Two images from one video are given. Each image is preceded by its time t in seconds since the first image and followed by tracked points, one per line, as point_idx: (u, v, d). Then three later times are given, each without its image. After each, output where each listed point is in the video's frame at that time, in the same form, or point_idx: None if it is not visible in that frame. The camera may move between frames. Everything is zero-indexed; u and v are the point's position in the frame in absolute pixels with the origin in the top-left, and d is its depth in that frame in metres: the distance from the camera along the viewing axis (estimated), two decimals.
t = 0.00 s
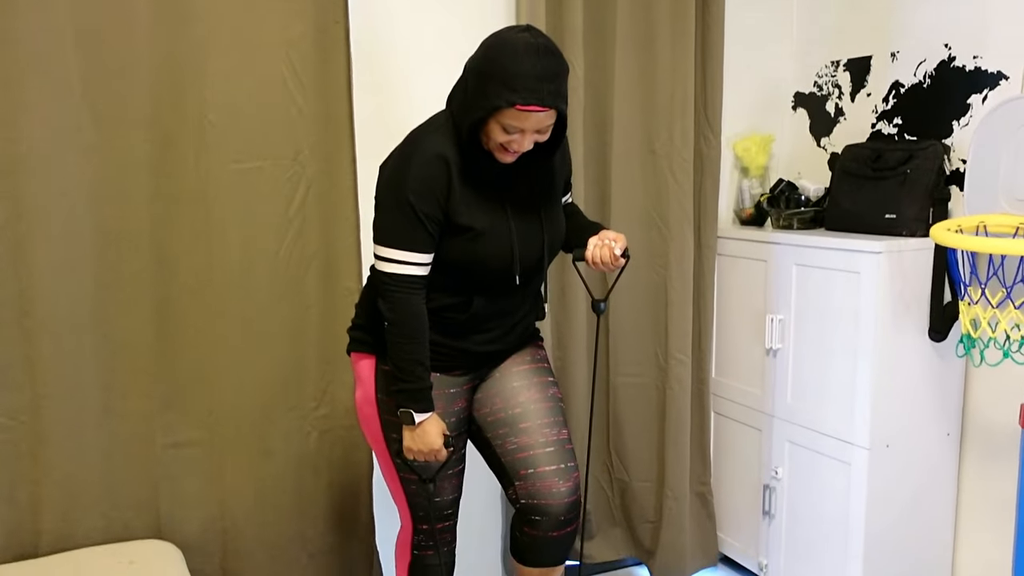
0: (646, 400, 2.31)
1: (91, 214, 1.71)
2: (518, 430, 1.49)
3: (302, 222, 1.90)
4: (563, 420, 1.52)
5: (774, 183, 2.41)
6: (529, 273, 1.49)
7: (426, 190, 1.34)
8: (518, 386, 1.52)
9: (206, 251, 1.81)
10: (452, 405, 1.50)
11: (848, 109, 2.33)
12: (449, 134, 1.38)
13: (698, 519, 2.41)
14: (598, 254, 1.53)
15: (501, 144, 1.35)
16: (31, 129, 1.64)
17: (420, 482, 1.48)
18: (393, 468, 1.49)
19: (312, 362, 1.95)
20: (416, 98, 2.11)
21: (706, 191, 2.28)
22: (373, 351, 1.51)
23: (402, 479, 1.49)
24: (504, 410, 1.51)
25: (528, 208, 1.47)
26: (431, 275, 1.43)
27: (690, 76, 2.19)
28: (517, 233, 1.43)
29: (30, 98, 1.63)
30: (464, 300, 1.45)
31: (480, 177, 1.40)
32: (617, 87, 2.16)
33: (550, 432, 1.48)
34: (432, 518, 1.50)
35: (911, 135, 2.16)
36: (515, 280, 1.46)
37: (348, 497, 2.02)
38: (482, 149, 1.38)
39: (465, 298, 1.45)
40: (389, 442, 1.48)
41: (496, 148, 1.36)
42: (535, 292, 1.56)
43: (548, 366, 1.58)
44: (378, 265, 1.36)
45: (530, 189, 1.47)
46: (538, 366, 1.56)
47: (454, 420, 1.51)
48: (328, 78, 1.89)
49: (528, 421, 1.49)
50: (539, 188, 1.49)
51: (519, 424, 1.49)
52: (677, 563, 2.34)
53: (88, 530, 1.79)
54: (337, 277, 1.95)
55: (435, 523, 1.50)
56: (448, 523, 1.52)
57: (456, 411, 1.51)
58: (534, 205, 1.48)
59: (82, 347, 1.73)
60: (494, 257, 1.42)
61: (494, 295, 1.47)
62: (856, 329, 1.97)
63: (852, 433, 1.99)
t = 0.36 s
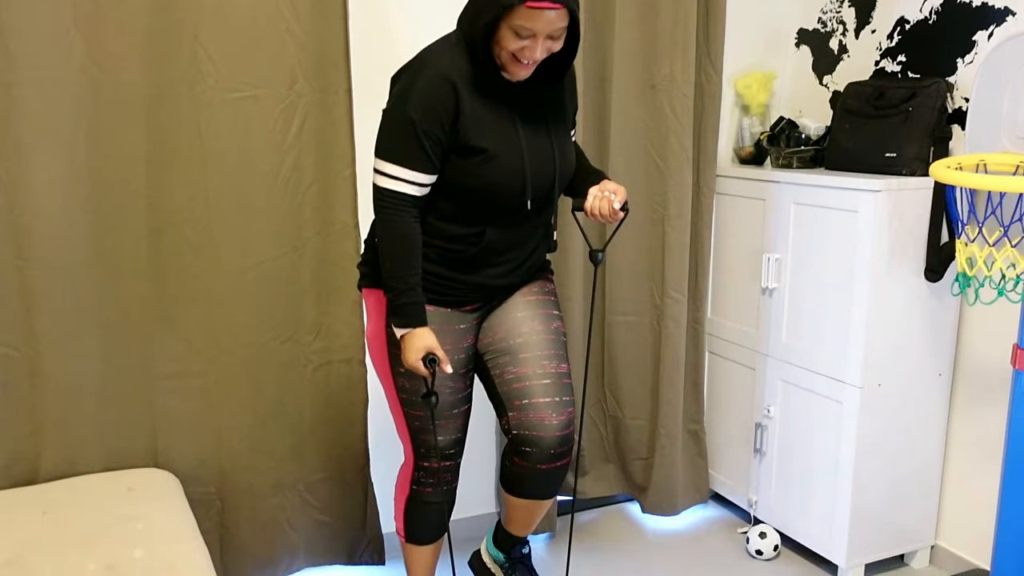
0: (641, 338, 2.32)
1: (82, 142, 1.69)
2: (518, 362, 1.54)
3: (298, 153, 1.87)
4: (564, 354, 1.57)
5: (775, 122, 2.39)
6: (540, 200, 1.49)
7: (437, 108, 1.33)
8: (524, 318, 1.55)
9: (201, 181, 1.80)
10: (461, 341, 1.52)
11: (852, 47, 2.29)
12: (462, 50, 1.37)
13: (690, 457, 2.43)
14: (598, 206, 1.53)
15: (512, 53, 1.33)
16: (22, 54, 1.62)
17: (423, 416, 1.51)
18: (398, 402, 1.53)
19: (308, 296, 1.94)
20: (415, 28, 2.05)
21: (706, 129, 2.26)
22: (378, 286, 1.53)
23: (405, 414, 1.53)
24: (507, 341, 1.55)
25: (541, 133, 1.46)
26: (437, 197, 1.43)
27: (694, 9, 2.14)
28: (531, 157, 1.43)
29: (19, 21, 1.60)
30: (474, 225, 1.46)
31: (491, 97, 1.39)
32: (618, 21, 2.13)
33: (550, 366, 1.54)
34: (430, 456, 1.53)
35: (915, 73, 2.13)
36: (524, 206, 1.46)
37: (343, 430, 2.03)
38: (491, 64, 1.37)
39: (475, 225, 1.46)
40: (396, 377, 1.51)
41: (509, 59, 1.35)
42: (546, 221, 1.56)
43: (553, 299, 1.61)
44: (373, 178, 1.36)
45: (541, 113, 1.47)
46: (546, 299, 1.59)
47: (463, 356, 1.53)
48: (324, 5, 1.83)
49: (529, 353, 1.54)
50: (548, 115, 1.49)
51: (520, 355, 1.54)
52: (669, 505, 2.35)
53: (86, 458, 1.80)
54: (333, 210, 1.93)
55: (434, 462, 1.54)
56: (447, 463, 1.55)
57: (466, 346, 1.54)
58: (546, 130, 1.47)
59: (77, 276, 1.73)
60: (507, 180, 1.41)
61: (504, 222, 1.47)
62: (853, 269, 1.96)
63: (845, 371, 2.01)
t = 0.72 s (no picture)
0: (639, 316, 2.32)
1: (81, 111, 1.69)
2: (518, 323, 1.62)
3: (297, 125, 1.86)
4: (564, 322, 1.65)
5: (776, 101, 2.38)
6: (544, 127, 1.52)
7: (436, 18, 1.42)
8: (535, 280, 1.62)
9: (200, 151, 1.79)
10: (476, 282, 1.59)
11: (855, 25, 2.28)
12: None
13: (686, 436, 2.44)
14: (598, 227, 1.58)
15: None
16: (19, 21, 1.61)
17: (436, 357, 1.59)
18: (411, 341, 1.61)
19: (306, 268, 1.94)
20: None
21: (707, 106, 2.25)
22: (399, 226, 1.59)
23: (418, 354, 1.61)
24: (513, 300, 1.62)
25: (549, 60, 1.50)
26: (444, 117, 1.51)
27: None
28: (531, 78, 1.48)
29: None
30: (479, 148, 1.51)
31: (491, 19, 1.45)
32: None
33: (546, 334, 1.63)
34: (440, 400, 1.62)
35: (917, 52, 2.12)
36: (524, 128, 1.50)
37: (340, 403, 2.04)
38: None
39: (480, 147, 1.51)
40: (411, 316, 1.59)
41: None
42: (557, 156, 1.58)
43: (570, 261, 1.66)
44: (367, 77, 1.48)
45: (549, 43, 1.51)
46: (563, 263, 1.65)
47: (478, 297, 1.60)
48: None
49: (529, 317, 1.62)
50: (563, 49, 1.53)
51: (520, 316, 1.62)
52: (663, 482, 2.36)
53: (84, 428, 1.81)
54: (332, 183, 1.92)
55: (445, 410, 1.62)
56: (456, 411, 1.63)
57: (481, 288, 1.60)
58: (552, 59, 1.51)
59: (74, 245, 1.73)
60: (504, 97, 1.46)
61: (509, 149, 1.51)
62: (851, 247, 1.96)
63: (841, 350, 2.01)
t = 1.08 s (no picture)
0: (642, 297, 2.32)
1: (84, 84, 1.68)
2: (522, 310, 1.67)
3: (300, 101, 1.86)
4: (565, 313, 1.68)
5: (783, 82, 2.36)
6: (530, 100, 1.52)
7: None
8: (544, 270, 1.65)
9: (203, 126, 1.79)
10: (489, 253, 1.61)
11: (864, 6, 2.25)
12: None
13: (687, 418, 2.44)
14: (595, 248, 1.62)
15: None
16: None
17: (444, 331, 1.60)
18: (423, 316, 1.62)
19: (309, 246, 1.94)
20: None
21: (713, 86, 2.23)
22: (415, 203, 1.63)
23: (429, 329, 1.62)
24: (521, 288, 1.67)
25: (536, 32, 1.50)
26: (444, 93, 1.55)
27: None
28: (514, 49, 1.48)
29: None
30: (470, 122, 1.53)
31: None
32: None
33: (547, 324, 1.67)
34: (451, 380, 1.62)
35: (926, 34, 2.09)
36: (506, 100, 1.50)
37: (342, 380, 2.04)
38: None
39: (471, 121, 1.53)
40: (423, 290, 1.61)
41: None
42: (551, 132, 1.56)
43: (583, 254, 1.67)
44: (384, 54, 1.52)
45: (541, 16, 1.51)
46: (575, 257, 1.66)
47: (487, 269, 1.61)
48: None
49: (534, 306, 1.66)
50: (555, 22, 1.51)
51: (523, 301, 1.67)
52: (663, 464, 2.37)
53: (86, 402, 1.82)
54: (335, 160, 1.91)
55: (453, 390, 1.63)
56: (466, 389, 1.62)
57: (491, 260, 1.61)
58: (542, 30, 1.50)
59: (77, 219, 1.73)
60: (486, 68, 1.47)
61: (499, 123, 1.52)
62: (855, 229, 1.96)
63: (843, 333, 2.01)
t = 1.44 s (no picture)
0: (650, 287, 2.31)
1: (92, 69, 1.67)
2: (537, 321, 1.68)
3: (309, 88, 1.85)
4: (579, 325, 1.67)
5: (794, 71, 2.35)
6: (524, 110, 1.53)
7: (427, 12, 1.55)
8: (554, 283, 1.66)
9: (212, 113, 1.78)
10: (499, 246, 1.61)
11: None
12: None
13: (693, 407, 2.44)
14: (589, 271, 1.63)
15: None
16: None
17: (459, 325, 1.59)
18: (440, 314, 1.62)
19: (317, 233, 1.94)
20: None
21: (724, 75, 2.22)
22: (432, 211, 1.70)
23: (448, 327, 1.62)
24: (535, 298, 1.67)
25: (531, 43, 1.52)
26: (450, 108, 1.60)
27: None
28: (506, 61, 1.51)
29: None
30: (471, 133, 1.58)
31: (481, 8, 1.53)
32: None
33: (561, 333, 1.67)
34: (473, 379, 1.58)
35: (939, 24, 2.07)
36: (500, 109, 1.53)
37: (350, 367, 2.04)
38: None
39: (473, 133, 1.57)
40: (438, 289, 1.62)
41: None
42: (549, 142, 1.56)
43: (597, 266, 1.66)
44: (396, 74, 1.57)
45: (538, 29, 1.53)
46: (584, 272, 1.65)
47: (502, 261, 1.60)
48: None
49: (547, 317, 1.67)
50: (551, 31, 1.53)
51: (537, 311, 1.68)
52: (670, 453, 2.37)
53: (96, 387, 1.82)
54: (344, 147, 1.90)
55: (472, 386, 1.59)
56: (486, 384, 1.58)
57: (505, 253, 1.61)
58: (537, 43, 1.52)
59: (86, 205, 1.73)
60: (480, 79, 1.52)
61: (497, 135, 1.56)
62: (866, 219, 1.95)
63: (852, 324, 2.00)
